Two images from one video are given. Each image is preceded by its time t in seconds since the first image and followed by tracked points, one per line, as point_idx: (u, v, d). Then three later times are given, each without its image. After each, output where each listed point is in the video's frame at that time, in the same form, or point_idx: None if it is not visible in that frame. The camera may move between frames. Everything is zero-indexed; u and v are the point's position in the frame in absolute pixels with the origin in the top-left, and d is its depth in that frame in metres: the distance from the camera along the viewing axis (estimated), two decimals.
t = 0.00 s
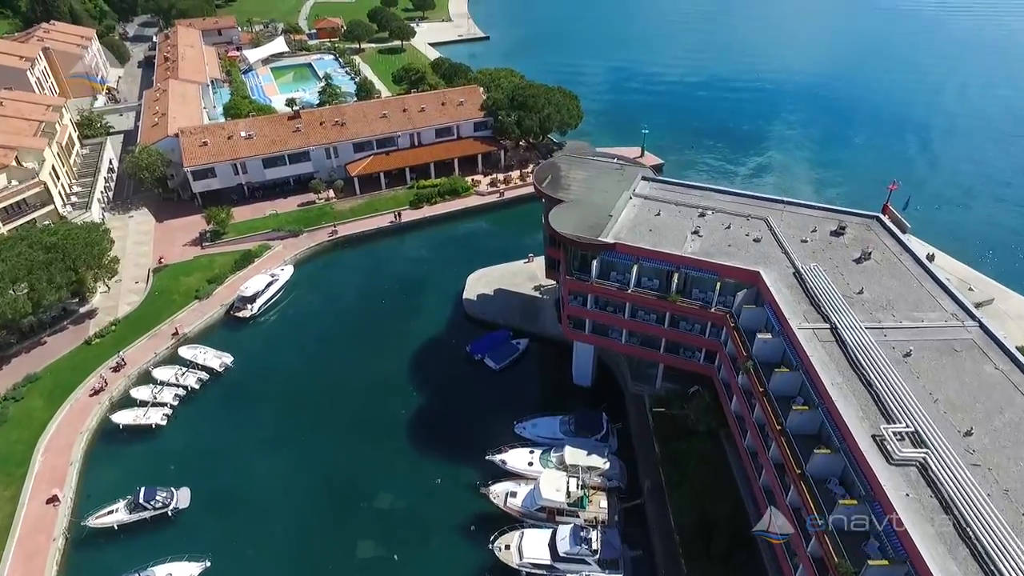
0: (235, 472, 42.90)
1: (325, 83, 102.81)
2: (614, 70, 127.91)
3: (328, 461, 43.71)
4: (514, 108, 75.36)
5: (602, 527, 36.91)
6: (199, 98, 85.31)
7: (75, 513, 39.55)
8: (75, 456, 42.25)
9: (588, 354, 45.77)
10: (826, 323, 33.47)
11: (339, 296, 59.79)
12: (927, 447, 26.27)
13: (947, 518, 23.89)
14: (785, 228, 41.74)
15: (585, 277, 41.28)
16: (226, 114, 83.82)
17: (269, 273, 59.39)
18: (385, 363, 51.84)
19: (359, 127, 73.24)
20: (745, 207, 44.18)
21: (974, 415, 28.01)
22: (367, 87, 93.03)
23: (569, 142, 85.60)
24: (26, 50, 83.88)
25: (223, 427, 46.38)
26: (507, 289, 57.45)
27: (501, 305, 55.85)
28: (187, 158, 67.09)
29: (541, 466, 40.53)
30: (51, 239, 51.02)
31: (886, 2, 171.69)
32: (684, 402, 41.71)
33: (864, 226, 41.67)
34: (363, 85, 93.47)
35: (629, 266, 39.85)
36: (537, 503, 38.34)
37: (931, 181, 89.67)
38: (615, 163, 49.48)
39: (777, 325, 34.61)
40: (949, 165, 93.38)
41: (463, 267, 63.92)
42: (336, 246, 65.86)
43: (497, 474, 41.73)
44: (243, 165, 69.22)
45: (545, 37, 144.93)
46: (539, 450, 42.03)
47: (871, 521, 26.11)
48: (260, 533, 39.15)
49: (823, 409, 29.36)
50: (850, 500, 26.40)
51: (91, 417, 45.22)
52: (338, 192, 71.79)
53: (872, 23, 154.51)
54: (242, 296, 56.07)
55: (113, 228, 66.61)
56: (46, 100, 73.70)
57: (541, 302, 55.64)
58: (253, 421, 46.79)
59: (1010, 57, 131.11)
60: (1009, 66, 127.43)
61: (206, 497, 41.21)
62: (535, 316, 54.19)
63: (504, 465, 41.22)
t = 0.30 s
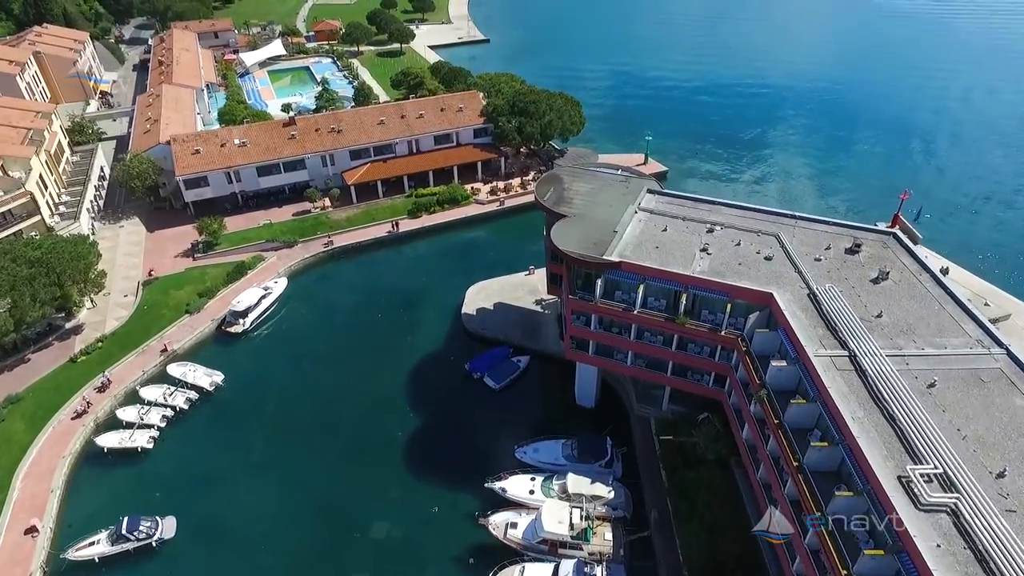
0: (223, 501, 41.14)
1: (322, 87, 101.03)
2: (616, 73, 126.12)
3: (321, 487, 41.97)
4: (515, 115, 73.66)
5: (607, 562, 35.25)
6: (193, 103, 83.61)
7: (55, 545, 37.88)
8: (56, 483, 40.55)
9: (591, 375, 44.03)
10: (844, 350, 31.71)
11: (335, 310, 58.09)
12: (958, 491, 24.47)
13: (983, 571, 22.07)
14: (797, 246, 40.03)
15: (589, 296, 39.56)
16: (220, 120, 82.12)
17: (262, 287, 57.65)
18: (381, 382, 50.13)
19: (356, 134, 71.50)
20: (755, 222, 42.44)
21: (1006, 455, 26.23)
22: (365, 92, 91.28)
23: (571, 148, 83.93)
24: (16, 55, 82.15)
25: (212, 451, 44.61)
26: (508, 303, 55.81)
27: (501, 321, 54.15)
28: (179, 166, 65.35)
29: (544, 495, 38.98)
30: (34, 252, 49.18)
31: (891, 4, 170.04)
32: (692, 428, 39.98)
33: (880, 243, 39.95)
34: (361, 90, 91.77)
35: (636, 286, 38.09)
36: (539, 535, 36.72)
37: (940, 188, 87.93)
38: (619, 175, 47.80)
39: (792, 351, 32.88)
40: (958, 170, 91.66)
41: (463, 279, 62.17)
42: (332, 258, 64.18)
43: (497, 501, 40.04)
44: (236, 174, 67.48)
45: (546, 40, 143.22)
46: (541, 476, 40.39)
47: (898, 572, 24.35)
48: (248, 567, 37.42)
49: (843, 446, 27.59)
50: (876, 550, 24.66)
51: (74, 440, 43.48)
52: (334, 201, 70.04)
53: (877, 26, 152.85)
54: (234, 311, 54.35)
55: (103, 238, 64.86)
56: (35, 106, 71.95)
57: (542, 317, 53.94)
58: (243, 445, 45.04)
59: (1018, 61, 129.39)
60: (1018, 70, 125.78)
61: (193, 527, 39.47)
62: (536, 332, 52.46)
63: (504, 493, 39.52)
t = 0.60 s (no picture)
0: (211, 532, 39.48)
1: (319, 91, 99.21)
2: (618, 76, 124.30)
3: (313, 517, 40.32)
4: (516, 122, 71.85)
5: None
6: (186, 108, 81.84)
7: None
8: (35, 512, 38.88)
9: (595, 397, 42.26)
10: (865, 381, 29.90)
11: (330, 324, 56.33)
12: (994, 542, 22.66)
13: None
14: (812, 264, 38.26)
15: (593, 317, 37.78)
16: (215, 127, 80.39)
17: (255, 301, 55.88)
18: (377, 402, 48.41)
19: (352, 141, 69.71)
20: (767, 239, 40.64)
21: None
22: (363, 97, 89.38)
23: (573, 155, 82.03)
24: (6, 60, 80.44)
25: (200, 477, 42.90)
26: (508, 318, 54.11)
27: (502, 337, 52.40)
28: (170, 175, 63.58)
29: (546, 527, 37.35)
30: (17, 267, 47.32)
31: (897, 7, 168.16)
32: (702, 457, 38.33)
33: (898, 262, 38.18)
34: (358, 95, 89.85)
35: (643, 307, 36.30)
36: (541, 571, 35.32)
37: (951, 195, 85.98)
38: (624, 187, 46.04)
39: (809, 381, 31.10)
40: (968, 176, 89.80)
41: (462, 291, 60.39)
42: (328, 270, 62.47)
43: (497, 533, 38.42)
44: (229, 183, 65.69)
45: (547, 43, 141.44)
46: (544, 506, 38.79)
47: None
48: None
49: (867, 489, 25.85)
50: None
51: (56, 466, 41.77)
52: (330, 210, 68.27)
53: (883, 29, 151.01)
54: (225, 327, 52.63)
55: (92, 249, 63.07)
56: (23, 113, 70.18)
57: (544, 334, 52.17)
58: (234, 471, 43.37)
59: None
60: None
61: (179, 561, 37.86)
62: (538, 350, 50.69)
63: (505, 526, 37.88)
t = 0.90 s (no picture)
0: (198, 567, 37.76)
1: (316, 96, 97.57)
2: (621, 79, 122.55)
3: (304, 549, 38.60)
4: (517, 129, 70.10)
5: None
6: (180, 114, 80.13)
7: None
8: (12, 545, 37.20)
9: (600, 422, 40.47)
10: (889, 415, 28.11)
11: (325, 340, 54.58)
12: None
13: None
14: (828, 286, 36.45)
15: (599, 341, 36.01)
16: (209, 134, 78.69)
17: (247, 317, 54.10)
18: (372, 425, 46.65)
19: (349, 149, 67.90)
20: (780, 258, 38.85)
21: None
22: (361, 102, 87.55)
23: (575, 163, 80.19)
24: None
25: (188, 506, 41.10)
26: (509, 335, 52.32)
27: (502, 355, 50.63)
28: (161, 185, 61.80)
29: (549, 560, 35.53)
30: None
31: (903, 9, 166.41)
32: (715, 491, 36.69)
33: (918, 282, 36.38)
34: (356, 101, 88.01)
35: (652, 332, 34.60)
36: None
37: (962, 202, 84.10)
38: (629, 202, 44.24)
39: (828, 415, 29.31)
40: (979, 183, 87.91)
41: (462, 306, 58.60)
42: (324, 283, 60.71)
43: (496, 567, 36.67)
44: (222, 193, 63.90)
45: (548, 46, 139.79)
46: (547, 537, 36.98)
47: None
48: None
49: (896, 539, 23.99)
50: None
51: (35, 494, 40.03)
52: (326, 221, 66.49)
53: (889, 32, 149.25)
54: (216, 344, 50.85)
55: (80, 261, 61.29)
56: (12, 120, 68.46)
57: (546, 352, 50.39)
58: (222, 499, 41.59)
59: None
60: None
61: None
62: (540, 369, 48.91)
63: (505, 558, 35.90)
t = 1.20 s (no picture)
0: None
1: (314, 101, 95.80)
2: (623, 82, 120.68)
3: None
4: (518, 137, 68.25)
5: None
6: (173, 121, 78.35)
7: None
8: None
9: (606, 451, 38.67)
10: (917, 455, 26.27)
11: (320, 358, 52.77)
12: None
13: None
14: (846, 309, 34.60)
15: (605, 369, 34.25)
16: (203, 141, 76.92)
17: (238, 334, 52.32)
18: (367, 449, 44.82)
19: (345, 158, 66.05)
20: (795, 279, 37.02)
21: None
22: (358, 108, 85.56)
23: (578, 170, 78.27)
24: None
25: (174, 537, 39.31)
26: (509, 353, 50.55)
27: (502, 374, 48.79)
28: (152, 195, 59.94)
29: None
30: None
31: (910, 10, 164.26)
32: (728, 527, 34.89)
33: (941, 306, 34.51)
34: (354, 106, 86.06)
35: (662, 361, 32.83)
36: None
37: (974, 209, 82.04)
38: (635, 219, 42.39)
39: (851, 454, 27.52)
40: (991, 189, 85.88)
41: (461, 321, 56.77)
42: (319, 296, 58.90)
43: None
44: (214, 204, 62.06)
45: (549, 49, 137.95)
46: (548, 573, 35.38)
47: None
48: None
49: None
50: None
51: (12, 526, 38.22)
52: (322, 232, 64.66)
53: (896, 34, 147.12)
54: (206, 363, 48.98)
55: (68, 274, 59.49)
56: None
57: (548, 371, 48.54)
58: (210, 530, 39.77)
59: None
60: None
61: None
62: (542, 390, 47.07)
63: None
